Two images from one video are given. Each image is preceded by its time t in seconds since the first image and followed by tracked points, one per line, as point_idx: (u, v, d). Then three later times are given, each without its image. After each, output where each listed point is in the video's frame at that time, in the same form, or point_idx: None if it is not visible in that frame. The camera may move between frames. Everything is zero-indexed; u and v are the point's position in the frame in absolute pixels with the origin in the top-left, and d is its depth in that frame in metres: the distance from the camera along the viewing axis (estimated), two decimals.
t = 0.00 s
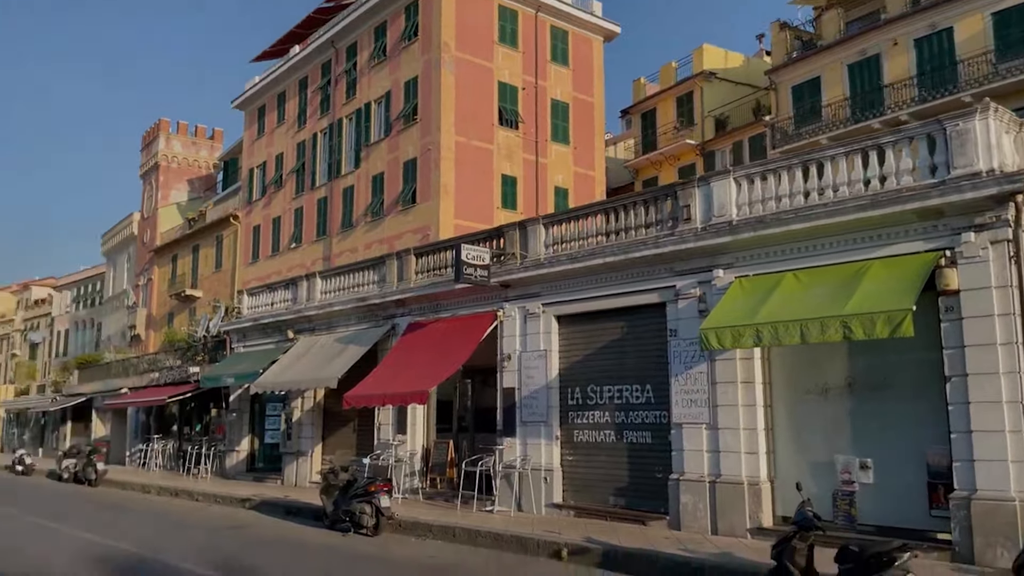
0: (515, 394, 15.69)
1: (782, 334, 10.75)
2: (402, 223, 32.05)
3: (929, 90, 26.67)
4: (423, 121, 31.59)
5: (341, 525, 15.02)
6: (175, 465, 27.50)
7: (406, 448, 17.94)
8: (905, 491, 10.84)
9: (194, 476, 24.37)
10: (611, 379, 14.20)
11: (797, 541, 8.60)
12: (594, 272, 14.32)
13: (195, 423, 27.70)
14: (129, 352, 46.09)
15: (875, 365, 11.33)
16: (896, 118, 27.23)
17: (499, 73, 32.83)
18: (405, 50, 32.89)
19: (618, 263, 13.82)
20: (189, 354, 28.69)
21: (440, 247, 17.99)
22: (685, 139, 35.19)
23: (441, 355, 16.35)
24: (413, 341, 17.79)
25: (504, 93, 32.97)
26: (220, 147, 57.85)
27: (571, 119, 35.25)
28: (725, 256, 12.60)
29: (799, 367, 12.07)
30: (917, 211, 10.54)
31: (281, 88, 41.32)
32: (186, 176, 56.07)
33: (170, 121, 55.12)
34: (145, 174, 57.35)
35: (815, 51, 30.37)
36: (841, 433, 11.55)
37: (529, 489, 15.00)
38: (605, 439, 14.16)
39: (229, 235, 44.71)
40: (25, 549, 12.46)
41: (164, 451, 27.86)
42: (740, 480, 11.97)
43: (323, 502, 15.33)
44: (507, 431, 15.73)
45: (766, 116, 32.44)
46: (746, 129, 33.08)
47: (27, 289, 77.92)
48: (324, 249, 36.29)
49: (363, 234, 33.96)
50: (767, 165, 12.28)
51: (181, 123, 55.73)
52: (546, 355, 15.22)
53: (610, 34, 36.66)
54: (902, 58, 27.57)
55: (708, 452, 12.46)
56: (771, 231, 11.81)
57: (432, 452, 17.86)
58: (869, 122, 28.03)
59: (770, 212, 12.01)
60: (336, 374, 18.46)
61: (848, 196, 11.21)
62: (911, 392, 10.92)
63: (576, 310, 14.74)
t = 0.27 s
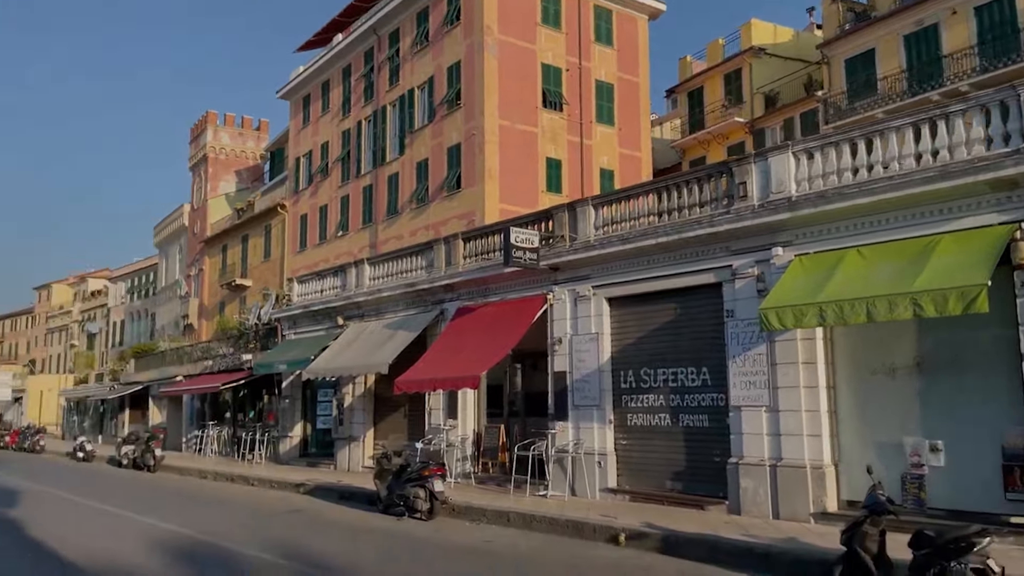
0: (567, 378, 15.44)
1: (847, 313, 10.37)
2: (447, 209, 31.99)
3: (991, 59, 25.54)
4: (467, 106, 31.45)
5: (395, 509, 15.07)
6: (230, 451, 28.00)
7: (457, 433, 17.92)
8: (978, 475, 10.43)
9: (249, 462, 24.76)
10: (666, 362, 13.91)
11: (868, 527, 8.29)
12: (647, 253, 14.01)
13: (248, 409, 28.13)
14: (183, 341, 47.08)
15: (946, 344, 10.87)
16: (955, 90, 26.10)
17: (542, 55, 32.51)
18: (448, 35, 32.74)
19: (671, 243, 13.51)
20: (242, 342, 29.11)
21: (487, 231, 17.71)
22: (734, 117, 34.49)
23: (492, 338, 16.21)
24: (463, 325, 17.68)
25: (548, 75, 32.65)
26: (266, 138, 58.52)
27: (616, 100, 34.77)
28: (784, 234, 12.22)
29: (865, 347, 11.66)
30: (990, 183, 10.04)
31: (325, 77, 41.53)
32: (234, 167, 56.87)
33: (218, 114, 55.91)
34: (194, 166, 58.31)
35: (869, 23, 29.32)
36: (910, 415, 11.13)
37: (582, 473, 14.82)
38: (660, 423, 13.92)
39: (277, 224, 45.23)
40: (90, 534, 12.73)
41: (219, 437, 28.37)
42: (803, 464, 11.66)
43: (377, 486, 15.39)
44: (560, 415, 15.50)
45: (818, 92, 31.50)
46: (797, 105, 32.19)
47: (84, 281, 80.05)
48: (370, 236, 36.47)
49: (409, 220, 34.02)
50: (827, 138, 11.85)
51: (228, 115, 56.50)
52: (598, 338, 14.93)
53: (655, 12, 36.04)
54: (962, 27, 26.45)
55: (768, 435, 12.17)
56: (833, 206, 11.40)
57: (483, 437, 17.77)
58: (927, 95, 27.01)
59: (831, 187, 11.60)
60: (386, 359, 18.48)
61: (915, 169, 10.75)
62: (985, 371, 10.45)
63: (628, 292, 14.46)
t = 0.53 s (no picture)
0: (613, 364, 15.18)
1: (909, 295, 10.00)
2: (487, 195, 31.84)
3: None
4: (506, 91, 31.22)
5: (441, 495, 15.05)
6: (276, 438, 28.33)
7: (502, 419, 17.87)
8: None
9: (296, 449, 25.01)
10: (716, 347, 13.62)
11: (936, 516, 7.95)
12: (696, 235, 13.71)
13: (294, 397, 28.42)
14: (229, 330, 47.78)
15: (1014, 326, 10.44)
16: (1012, 63, 24.96)
17: (582, 38, 32.12)
18: (486, 19, 32.50)
19: (721, 225, 13.20)
20: (286, 330, 29.39)
21: (531, 216, 17.46)
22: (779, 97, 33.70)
23: (536, 324, 16.00)
24: (506, 311, 17.49)
25: (587, 58, 32.26)
26: (306, 128, 58.91)
27: (657, 82, 34.23)
28: (840, 214, 11.83)
29: (926, 330, 11.25)
30: None
31: (364, 66, 41.57)
32: (275, 157, 57.39)
33: (258, 105, 56.43)
34: (236, 157, 58.98)
35: None
36: (976, 401, 10.73)
37: (630, 460, 14.59)
38: (711, 409, 13.65)
39: (318, 214, 45.55)
40: (144, 520, 12.91)
41: (265, 425, 28.72)
42: (861, 451, 11.32)
43: (423, 473, 15.37)
44: (606, 401, 15.26)
45: (866, 68, 30.61)
46: (846, 83, 31.33)
47: (132, 273, 81.68)
48: (410, 224, 36.51)
49: (449, 207, 33.94)
50: (885, 114, 11.43)
51: (269, 106, 56.99)
52: (645, 323, 14.65)
53: None
54: None
55: (824, 421, 11.85)
56: (893, 184, 10.99)
57: (528, 424, 17.65)
58: (982, 70, 26.02)
59: (890, 164, 11.18)
60: (429, 347, 18.42)
61: (981, 143, 10.29)
62: None
63: (676, 276, 14.17)
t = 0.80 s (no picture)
0: (656, 352, 14.87)
1: (972, 277, 9.56)
2: (521, 182, 31.57)
3: None
4: (541, 76, 30.89)
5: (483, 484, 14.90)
6: (315, 426, 28.47)
7: (542, 407, 17.66)
8: None
9: (334, 437, 25.08)
10: (764, 333, 13.27)
11: (1006, 506, 7.38)
12: (743, 219, 13.34)
13: (332, 385, 28.51)
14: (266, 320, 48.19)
15: None
16: None
17: (617, 20, 31.64)
18: (520, 4, 32.14)
19: (770, 208, 12.82)
20: (323, 319, 29.47)
21: (570, 201, 17.14)
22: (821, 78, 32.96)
23: (577, 311, 15.70)
24: (545, 298, 17.20)
25: (623, 41, 31.80)
26: (339, 118, 59.07)
27: (695, 64, 33.63)
28: (895, 194, 11.40)
29: (987, 315, 10.80)
30: None
31: (397, 54, 41.46)
32: (309, 148, 57.62)
33: (292, 95, 56.67)
34: (271, 148, 59.33)
35: None
36: None
37: (675, 449, 14.30)
38: (758, 397, 13.31)
39: (353, 203, 45.64)
40: (188, 508, 12.94)
41: (304, 413, 28.86)
42: (919, 440, 10.93)
43: (464, 462, 15.23)
44: (649, 389, 14.96)
45: (912, 47, 29.69)
46: (890, 63, 30.42)
47: (170, 264, 82.83)
48: (445, 212, 36.39)
49: (483, 195, 33.73)
50: (943, 89, 10.96)
51: (302, 96, 57.22)
52: (689, 310, 14.32)
53: None
54: None
55: (879, 409, 11.47)
56: (952, 162, 10.53)
57: (568, 412, 17.43)
58: None
59: (949, 141, 10.72)
60: (468, 334, 18.24)
61: None
62: None
63: (721, 261, 13.82)
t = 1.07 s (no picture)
0: (695, 338, 14.60)
1: None
2: (551, 168, 31.28)
3: None
4: (571, 62, 30.56)
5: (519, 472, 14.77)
6: (347, 414, 28.54)
7: (577, 395, 17.40)
8: None
9: (367, 425, 25.11)
10: (808, 318, 12.97)
11: None
12: (785, 201, 13.02)
13: (364, 373, 28.55)
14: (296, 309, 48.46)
15: None
16: None
17: (649, 4, 31.18)
18: None
19: (814, 189, 12.48)
20: (354, 308, 29.49)
21: (605, 185, 16.86)
22: (858, 60, 32.24)
23: (613, 298, 15.43)
24: (579, 285, 16.95)
25: (654, 24, 31.35)
26: (367, 107, 59.08)
27: (727, 47, 33.07)
28: (947, 174, 11.02)
29: None
30: None
31: (425, 42, 41.28)
32: (337, 137, 57.72)
33: (320, 85, 56.77)
34: (299, 138, 59.53)
35: None
36: None
37: (715, 437, 14.04)
38: (802, 384, 13.01)
39: (381, 192, 45.65)
40: (227, 495, 12.94)
41: (336, 401, 28.95)
42: (972, 427, 10.58)
43: (500, 450, 15.10)
44: (688, 376, 14.70)
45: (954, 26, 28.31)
46: (930, 43, 29.33)
47: (201, 254, 83.67)
48: (474, 200, 36.22)
49: (513, 182, 33.48)
50: (999, 63, 10.54)
51: (330, 86, 57.30)
52: (730, 295, 14.04)
53: None
54: None
55: (929, 396, 11.14)
56: (1009, 139, 10.12)
57: (604, 400, 17.22)
58: None
59: (1006, 118, 10.31)
60: (501, 321, 18.08)
61: None
62: None
63: (763, 245, 13.51)
